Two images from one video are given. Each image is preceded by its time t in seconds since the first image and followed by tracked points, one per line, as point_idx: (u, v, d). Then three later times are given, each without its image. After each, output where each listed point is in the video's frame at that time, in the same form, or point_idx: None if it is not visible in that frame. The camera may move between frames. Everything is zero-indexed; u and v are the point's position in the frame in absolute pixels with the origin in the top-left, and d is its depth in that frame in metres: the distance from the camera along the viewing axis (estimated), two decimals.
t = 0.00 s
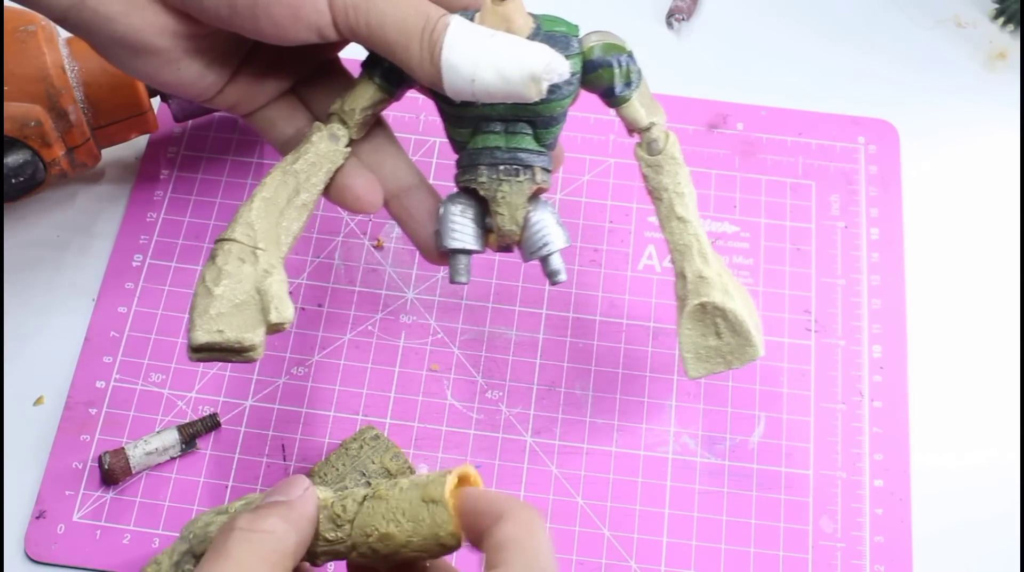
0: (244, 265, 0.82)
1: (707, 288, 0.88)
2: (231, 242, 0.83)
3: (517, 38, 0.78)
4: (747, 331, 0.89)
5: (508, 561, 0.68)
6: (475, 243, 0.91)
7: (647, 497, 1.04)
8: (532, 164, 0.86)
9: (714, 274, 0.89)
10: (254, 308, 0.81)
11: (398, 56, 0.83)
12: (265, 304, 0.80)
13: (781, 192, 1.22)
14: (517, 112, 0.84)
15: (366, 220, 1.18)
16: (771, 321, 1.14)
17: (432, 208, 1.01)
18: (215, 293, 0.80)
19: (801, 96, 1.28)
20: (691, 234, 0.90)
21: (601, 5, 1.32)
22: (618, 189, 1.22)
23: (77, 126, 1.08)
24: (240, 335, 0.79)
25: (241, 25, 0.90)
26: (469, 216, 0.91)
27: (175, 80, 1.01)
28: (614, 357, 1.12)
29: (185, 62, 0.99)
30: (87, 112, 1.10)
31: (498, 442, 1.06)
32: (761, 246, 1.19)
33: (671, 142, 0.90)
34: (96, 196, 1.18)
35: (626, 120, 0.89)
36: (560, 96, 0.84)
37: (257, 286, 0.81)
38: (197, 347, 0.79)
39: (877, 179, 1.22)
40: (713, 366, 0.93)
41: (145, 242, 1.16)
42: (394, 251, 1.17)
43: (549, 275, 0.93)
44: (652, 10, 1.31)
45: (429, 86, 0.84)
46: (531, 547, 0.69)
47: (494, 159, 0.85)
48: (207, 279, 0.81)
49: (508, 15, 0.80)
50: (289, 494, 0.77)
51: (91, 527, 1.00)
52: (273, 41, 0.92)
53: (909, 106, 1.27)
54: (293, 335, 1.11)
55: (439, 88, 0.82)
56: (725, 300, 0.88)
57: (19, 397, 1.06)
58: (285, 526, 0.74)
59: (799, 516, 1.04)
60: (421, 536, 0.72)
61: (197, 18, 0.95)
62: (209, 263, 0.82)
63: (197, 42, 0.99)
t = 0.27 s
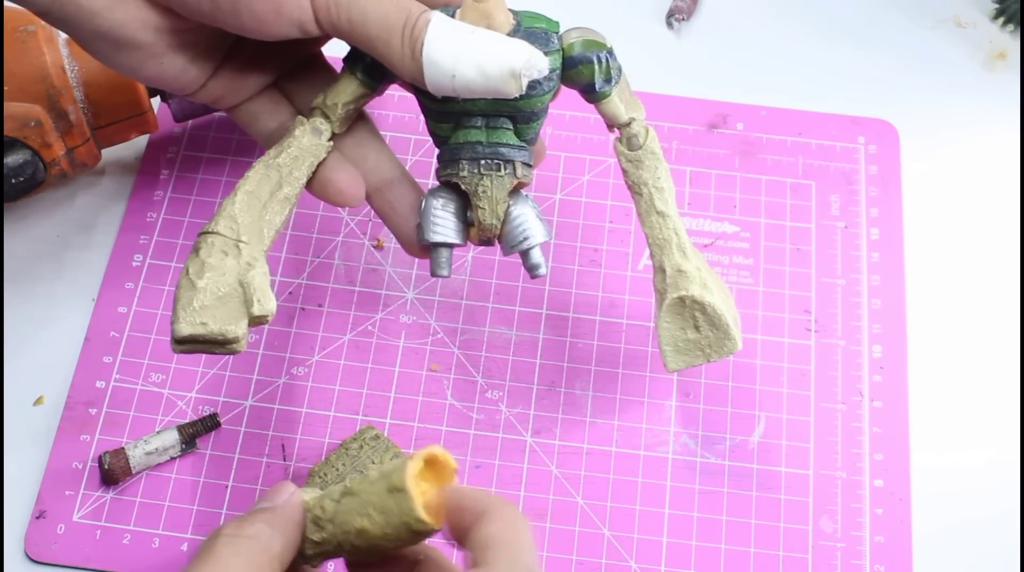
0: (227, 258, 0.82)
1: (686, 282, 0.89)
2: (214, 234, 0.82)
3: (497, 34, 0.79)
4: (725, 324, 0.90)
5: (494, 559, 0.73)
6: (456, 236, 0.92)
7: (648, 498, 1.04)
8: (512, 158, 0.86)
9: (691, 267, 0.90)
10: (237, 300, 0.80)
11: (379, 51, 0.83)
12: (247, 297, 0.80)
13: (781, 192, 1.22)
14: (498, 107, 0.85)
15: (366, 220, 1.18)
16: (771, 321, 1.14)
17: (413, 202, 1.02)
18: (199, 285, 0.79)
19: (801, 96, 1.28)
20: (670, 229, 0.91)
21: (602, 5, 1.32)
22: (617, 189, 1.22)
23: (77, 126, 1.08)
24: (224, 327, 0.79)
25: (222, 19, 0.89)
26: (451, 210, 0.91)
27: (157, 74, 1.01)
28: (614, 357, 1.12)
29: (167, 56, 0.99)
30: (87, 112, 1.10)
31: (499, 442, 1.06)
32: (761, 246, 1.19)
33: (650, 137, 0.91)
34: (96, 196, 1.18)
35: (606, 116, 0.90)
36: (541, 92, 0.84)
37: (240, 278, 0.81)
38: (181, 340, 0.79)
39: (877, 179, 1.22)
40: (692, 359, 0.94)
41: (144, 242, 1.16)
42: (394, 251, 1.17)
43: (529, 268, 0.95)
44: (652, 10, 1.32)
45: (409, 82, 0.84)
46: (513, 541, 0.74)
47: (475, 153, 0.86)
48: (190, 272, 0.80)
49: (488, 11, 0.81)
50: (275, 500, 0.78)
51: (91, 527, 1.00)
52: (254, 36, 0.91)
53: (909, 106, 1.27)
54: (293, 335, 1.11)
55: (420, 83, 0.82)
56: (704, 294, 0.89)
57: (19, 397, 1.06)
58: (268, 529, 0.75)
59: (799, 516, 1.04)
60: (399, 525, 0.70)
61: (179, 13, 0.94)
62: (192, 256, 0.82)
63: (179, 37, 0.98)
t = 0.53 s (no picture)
0: (228, 265, 0.82)
1: (697, 297, 0.89)
2: (216, 242, 0.83)
3: (505, 41, 0.79)
4: (736, 340, 0.89)
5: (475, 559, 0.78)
6: (462, 247, 0.91)
7: (647, 498, 1.04)
8: (520, 168, 0.86)
9: (703, 282, 0.90)
10: (237, 308, 0.81)
11: (386, 57, 0.83)
12: (247, 305, 0.80)
13: (781, 192, 1.22)
14: (506, 115, 0.85)
15: (367, 221, 1.18)
16: (771, 321, 1.14)
17: (418, 212, 1.01)
18: (198, 293, 0.80)
19: (801, 96, 1.28)
20: (681, 243, 0.90)
21: (601, 5, 1.32)
22: (617, 189, 1.22)
23: (77, 126, 1.08)
24: (223, 336, 0.79)
25: (227, 24, 0.89)
26: (457, 220, 0.91)
27: (162, 80, 1.01)
28: (614, 357, 1.11)
29: (172, 62, 0.99)
30: (88, 112, 1.11)
31: (498, 442, 1.06)
32: (761, 246, 1.19)
33: (661, 150, 0.90)
34: (96, 196, 1.18)
35: (616, 127, 0.89)
36: (550, 100, 0.84)
37: (240, 286, 0.81)
38: (181, 348, 0.79)
39: (877, 179, 1.22)
40: (704, 376, 0.92)
41: (145, 242, 1.16)
42: (395, 251, 1.17)
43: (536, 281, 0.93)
44: (652, 10, 1.32)
45: (416, 89, 0.84)
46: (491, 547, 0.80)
47: (482, 163, 0.85)
48: (190, 279, 0.81)
49: (496, 17, 0.81)
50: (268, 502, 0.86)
51: (91, 527, 1.00)
52: (260, 41, 0.91)
53: (909, 106, 1.27)
54: (293, 335, 1.11)
55: (427, 90, 0.82)
56: (715, 309, 0.89)
57: (19, 398, 1.06)
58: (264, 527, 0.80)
59: (799, 516, 1.04)
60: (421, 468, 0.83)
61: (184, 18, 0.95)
62: (193, 263, 0.82)
63: (184, 43, 0.98)
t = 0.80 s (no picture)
0: (226, 313, 0.75)
1: (713, 339, 0.81)
2: (213, 287, 0.76)
3: (509, 75, 0.74)
4: (756, 386, 0.81)
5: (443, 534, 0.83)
6: (468, 294, 0.83)
7: (647, 497, 1.04)
8: (527, 210, 0.79)
9: (719, 324, 0.82)
10: (236, 358, 0.74)
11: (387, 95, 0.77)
12: (247, 353, 0.73)
13: (781, 192, 1.22)
14: (512, 155, 0.78)
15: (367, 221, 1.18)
16: (771, 321, 1.14)
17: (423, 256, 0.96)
18: (195, 339, 0.72)
19: (801, 96, 1.28)
20: (695, 284, 0.83)
21: (601, 5, 1.32)
22: (617, 189, 1.22)
23: (78, 126, 1.08)
24: (221, 386, 0.72)
25: (224, 62, 0.87)
26: (463, 265, 0.83)
27: (159, 122, 0.98)
28: (614, 357, 1.12)
29: (169, 103, 0.96)
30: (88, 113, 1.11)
31: (499, 442, 1.06)
32: (761, 246, 1.19)
33: (672, 190, 0.84)
34: (96, 197, 1.18)
35: (625, 165, 0.83)
36: (556, 138, 0.78)
37: (240, 335, 0.74)
38: (175, 399, 0.72)
39: (877, 179, 1.22)
40: (722, 423, 0.85)
41: (145, 242, 1.16)
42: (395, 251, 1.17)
43: (545, 326, 0.85)
44: (652, 11, 1.32)
45: (420, 128, 0.78)
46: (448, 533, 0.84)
47: (488, 205, 0.79)
48: (185, 326, 0.74)
49: (501, 54, 0.75)
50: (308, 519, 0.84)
51: (91, 527, 1.00)
52: (260, 78, 0.88)
53: (909, 106, 1.27)
54: (293, 334, 1.11)
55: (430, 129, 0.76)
56: (732, 353, 0.81)
57: (19, 398, 1.06)
58: (309, 545, 0.81)
59: (799, 516, 1.04)
60: (400, 416, 0.87)
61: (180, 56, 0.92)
62: (189, 310, 0.75)
63: (182, 82, 0.95)
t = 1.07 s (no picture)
0: (211, 342, 0.72)
1: (714, 375, 0.79)
2: (198, 316, 0.72)
3: (503, 104, 0.71)
4: (758, 423, 0.79)
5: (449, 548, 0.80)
6: (463, 326, 0.82)
7: (647, 497, 1.04)
8: (522, 241, 0.78)
9: (721, 359, 0.80)
10: (220, 389, 0.70)
11: (379, 122, 0.75)
12: (230, 385, 0.70)
13: (781, 192, 1.22)
14: (507, 184, 0.77)
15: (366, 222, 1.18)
16: (771, 321, 1.14)
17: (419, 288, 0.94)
18: (177, 370, 0.69)
19: (801, 95, 1.28)
20: (696, 319, 0.80)
21: (601, 5, 1.33)
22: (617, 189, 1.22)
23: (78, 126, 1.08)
24: (203, 418, 0.69)
25: (212, 86, 0.84)
26: (457, 296, 0.82)
27: (150, 149, 0.96)
28: (614, 357, 1.12)
29: (159, 129, 0.93)
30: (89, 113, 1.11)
31: (498, 442, 1.06)
32: (761, 246, 1.19)
33: (674, 222, 0.82)
34: (96, 197, 1.18)
35: (624, 196, 0.82)
36: (552, 167, 0.77)
37: (224, 365, 0.71)
38: (156, 430, 0.69)
39: (877, 179, 1.22)
40: (722, 462, 0.82)
41: (145, 242, 1.16)
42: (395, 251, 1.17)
43: (540, 359, 0.82)
44: (652, 11, 1.32)
45: (412, 155, 0.76)
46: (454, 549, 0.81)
47: (482, 235, 0.78)
48: (169, 356, 0.71)
49: (495, 82, 0.74)
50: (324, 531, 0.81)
51: (91, 527, 1.00)
52: (250, 102, 0.86)
53: (909, 106, 1.27)
54: (293, 335, 1.12)
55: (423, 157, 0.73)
56: (734, 389, 0.78)
57: (19, 397, 1.06)
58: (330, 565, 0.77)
59: (799, 516, 1.04)
60: (416, 417, 0.90)
61: (169, 81, 0.89)
62: (174, 340, 0.72)
63: (172, 108, 0.92)
